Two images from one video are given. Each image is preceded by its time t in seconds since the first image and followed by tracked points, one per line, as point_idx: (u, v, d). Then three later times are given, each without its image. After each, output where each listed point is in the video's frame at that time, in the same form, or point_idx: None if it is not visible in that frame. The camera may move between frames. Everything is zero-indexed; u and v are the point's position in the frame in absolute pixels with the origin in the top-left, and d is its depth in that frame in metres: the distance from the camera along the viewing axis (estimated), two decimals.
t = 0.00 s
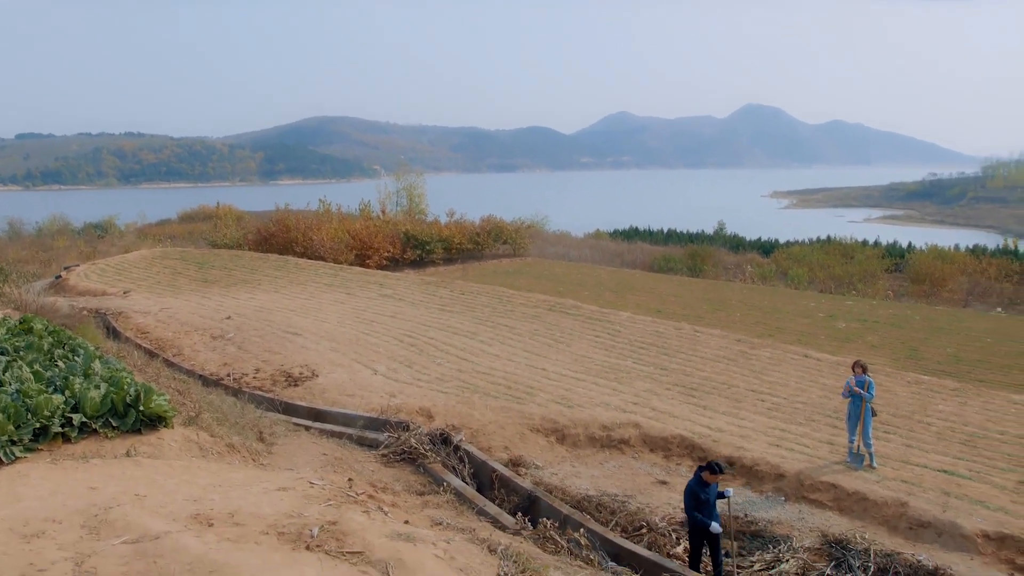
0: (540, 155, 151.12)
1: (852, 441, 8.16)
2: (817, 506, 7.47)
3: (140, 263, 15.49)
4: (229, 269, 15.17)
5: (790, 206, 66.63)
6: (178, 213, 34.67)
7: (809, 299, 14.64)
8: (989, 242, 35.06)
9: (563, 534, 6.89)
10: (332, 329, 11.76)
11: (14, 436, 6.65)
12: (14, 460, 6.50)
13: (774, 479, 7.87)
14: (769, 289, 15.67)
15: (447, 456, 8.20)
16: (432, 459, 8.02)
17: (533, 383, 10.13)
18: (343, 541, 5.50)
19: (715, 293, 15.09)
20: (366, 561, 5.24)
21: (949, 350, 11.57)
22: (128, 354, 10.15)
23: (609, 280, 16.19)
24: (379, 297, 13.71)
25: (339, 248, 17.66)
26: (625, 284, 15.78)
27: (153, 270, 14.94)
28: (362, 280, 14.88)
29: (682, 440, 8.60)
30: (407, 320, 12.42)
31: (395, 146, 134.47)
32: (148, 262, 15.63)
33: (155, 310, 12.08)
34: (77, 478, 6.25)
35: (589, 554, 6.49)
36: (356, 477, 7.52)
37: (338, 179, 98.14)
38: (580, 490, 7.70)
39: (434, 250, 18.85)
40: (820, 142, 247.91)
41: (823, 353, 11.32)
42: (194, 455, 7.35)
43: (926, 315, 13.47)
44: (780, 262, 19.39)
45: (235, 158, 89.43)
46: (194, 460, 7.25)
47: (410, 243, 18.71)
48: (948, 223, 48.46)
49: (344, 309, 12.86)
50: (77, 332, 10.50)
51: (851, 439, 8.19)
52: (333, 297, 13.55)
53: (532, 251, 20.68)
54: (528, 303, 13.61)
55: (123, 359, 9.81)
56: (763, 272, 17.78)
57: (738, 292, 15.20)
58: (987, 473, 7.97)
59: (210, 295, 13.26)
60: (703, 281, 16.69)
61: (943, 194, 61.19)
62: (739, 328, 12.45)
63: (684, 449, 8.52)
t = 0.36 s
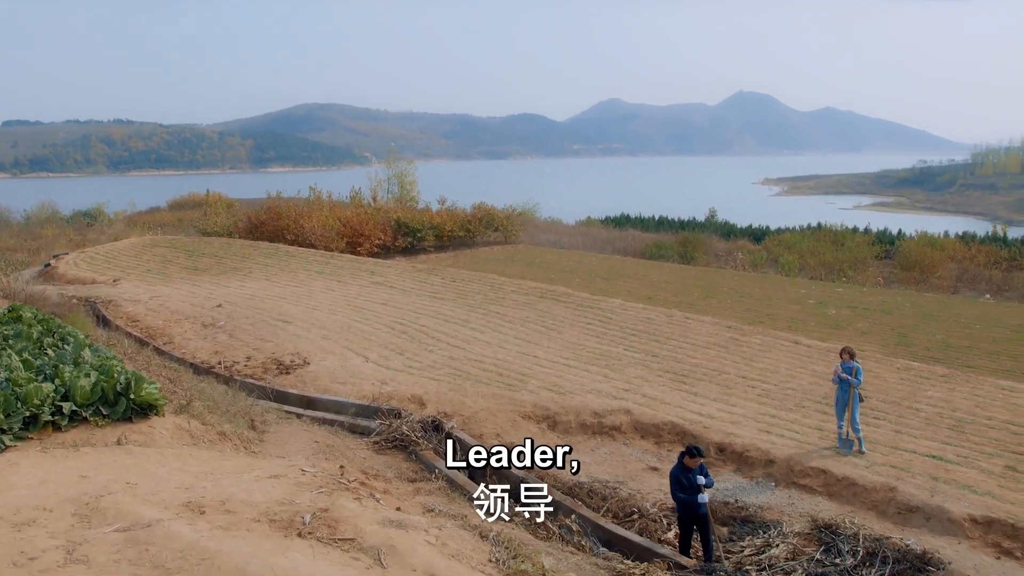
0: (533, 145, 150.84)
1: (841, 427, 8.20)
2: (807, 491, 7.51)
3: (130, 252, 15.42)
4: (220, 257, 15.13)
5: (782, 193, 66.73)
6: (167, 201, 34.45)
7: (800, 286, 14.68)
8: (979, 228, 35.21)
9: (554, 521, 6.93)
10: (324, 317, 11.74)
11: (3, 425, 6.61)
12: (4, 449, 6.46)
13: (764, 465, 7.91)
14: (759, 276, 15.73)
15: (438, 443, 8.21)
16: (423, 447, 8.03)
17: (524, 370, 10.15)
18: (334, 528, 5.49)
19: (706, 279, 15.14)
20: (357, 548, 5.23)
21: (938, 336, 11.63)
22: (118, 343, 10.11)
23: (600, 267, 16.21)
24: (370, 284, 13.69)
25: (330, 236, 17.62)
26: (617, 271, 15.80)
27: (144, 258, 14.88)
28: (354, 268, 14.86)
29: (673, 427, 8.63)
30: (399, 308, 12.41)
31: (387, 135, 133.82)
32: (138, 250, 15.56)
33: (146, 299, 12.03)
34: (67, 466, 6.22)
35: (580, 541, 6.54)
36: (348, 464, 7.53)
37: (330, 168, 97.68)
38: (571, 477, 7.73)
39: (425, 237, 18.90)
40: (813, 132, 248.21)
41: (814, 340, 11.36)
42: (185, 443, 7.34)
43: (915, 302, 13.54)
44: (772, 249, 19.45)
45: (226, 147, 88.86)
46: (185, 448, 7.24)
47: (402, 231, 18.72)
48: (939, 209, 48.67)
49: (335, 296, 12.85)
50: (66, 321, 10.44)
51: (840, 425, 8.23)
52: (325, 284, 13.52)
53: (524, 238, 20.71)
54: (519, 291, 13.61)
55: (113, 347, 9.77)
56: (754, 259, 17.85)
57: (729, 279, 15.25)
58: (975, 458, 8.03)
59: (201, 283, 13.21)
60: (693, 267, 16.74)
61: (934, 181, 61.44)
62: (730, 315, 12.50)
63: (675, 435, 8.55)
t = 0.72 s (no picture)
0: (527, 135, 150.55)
1: (832, 413, 8.24)
2: (798, 477, 7.56)
3: (120, 240, 15.34)
4: (211, 245, 15.08)
5: (775, 180, 66.76)
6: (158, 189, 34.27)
7: (791, 273, 14.72)
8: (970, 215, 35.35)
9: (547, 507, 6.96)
10: (316, 305, 11.72)
11: None
12: None
13: (756, 451, 7.94)
14: (751, 263, 15.76)
15: (432, 430, 8.22)
16: (416, 434, 8.04)
17: (517, 357, 10.16)
18: (327, 515, 5.49)
19: (698, 267, 15.17)
20: (350, 535, 5.24)
21: (929, 323, 11.69)
22: (110, 332, 10.07)
23: (593, 255, 16.22)
24: (363, 272, 13.66)
25: (322, 224, 17.57)
26: (609, 258, 15.81)
27: (135, 246, 14.81)
28: (346, 256, 14.83)
29: (665, 413, 8.66)
30: (391, 296, 12.40)
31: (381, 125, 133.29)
32: (128, 238, 15.49)
33: (137, 287, 11.98)
34: (59, 455, 6.20)
35: (573, 527, 6.59)
36: (341, 452, 7.53)
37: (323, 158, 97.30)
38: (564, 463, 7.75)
39: (417, 226, 18.91)
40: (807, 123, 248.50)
41: (805, 327, 11.40)
42: (178, 431, 7.32)
43: (906, 289, 13.60)
44: (764, 237, 19.50)
45: (218, 135, 88.34)
46: (178, 436, 7.23)
47: (394, 218, 18.71)
48: (930, 197, 48.84)
49: (328, 284, 12.83)
50: (57, 310, 10.38)
51: (831, 412, 8.27)
52: (317, 272, 13.50)
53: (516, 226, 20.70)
54: (512, 278, 13.60)
55: (105, 336, 9.73)
56: (746, 246, 17.92)
57: (721, 266, 15.28)
58: (964, 443, 8.09)
59: (193, 271, 13.17)
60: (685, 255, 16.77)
61: (925, 168, 61.59)
62: (722, 302, 12.54)
63: (668, 422, 8.58)
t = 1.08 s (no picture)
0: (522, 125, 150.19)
1: (824, 399, 8.27)
2: (790, 463, 7.59)
3: (111, 227, 15.26)
4: (203, 232, 15.02)
5: (768, 168, 66.79)
6: (149, 176, 34.09)
7: (784, 260, 14.74)
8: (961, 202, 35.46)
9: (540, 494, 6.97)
10: (308, 292, 11.69)
11: None
12: None
13: (748, 437, 7.97)
14: (743, 250, 15.80)
15: (425, 417, 8.21)
16: (409, 421, 8.04)
17: (510, 344, 10.17)
18: (320, 502, 5.49)
19: (691, 254, 15.18)
20: (343, 522, 5.24)
21: (920, 309, 11.74)
22: (101, 320, 10.03)
23: (586, 242, 16.21)
24: (355, 260, 13.63)
25: (315, 211, 17.52)
26: (602, 245, 15.81)
27: (126, 234, 14.74)
28: (339, 243, 14.80)
29: (657, 400, 8.68)
30: (384, 283, 12.38)
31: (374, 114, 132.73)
32: (120, 226, 15.42)
33: (128, 275, 11.93)
34: (51, 443, 6.18)
35: (565, 512, 6.57)
36: (334, 439, 7.53)
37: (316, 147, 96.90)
38: (557, 449, 7.77)
39: (410, 213, 18.89)
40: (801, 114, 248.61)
41: (798, 314, 11.44)
42: (170, 419, 7.31)
43: (898, 276, 13.64)
44: (756, 224, 19.52)
45: (210, 125, 87.84)
46: (171, 424, 7.21)
47: (386, 206, 18.66)
48: (923, 184, 48.95)
49: (320, 272, 12.80)
50: (47, 298, 10.33)
51: (823, 397, 8.30)
52: (309, 260, 13.46)
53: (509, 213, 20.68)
54: (505, 266, 13.58)
55: (96, 324, 9.69)
56: (738, 233, 17.95)
57: (713, 253, 15.30)
58: (954, 429, 8.14)
59: (185, 259, 13.12)
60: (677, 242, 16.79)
61: (917, 155, 61.71)
62: (714, 289, 12.57)
63: (660, 408, 8.61)
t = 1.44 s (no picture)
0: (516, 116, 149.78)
1: (816, 386, 8.30)
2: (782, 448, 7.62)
3: (102, 215, 15.19)
4: (195, 220, 14.96)
5: (762, 155, 66.75)
6: (140, 164, 33.89)
7: (777, 247, 14.75)
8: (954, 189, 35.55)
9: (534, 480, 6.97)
10: (301, 280, 11.66)
11: None
12: None
13: (741, 424, 8.00)
14: (735, 237, 15.83)
15: (418, 405, 8.23)
16: (403, 408, 8.05)
17: (503, 332, 10.17)
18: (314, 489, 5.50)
19: (685, 241, 15.19)
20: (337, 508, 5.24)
21: (912, 296, 11.78)
22: (93, 308, 9.99)
23: (579, 229, 16.20)
24: (348, 247, 13.60)
25: (307, 199, 17.48)
26: (594, 232, 15.80)
27: (117, 222, 14.67)
28: (331, 231, 14.77)
29: (650, 387, 8.71)
30: (377, 271, 12.35)
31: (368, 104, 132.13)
32: (111, 213, 15.35)
33: (120, 263, 11.88)
34: (44, 431, 6.17)
35: (559, 498, 6.61)
36: (328, 426, 7.53)
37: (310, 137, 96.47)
38: (551, 436, 7.79)
39: (403, 200, 18.87)
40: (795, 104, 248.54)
41: (790, 301, 11.46)
42: (164, 408, 7.30)
43: (890, 263, 13.67)
44: (749, 211, 19.53)
45: (202, 113, 87.29)
46: (164, 412, 7.20)
47: (379, 193, 18.61)
48: (917, 171, 48.98)
49: (313, 259, 12.77)
50: (39, 286, 10.28)
51: (815, 384, 8.31)
52: (302, 248, 13.42)
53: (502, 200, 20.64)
54: (498, 253, 13.56)
55: (88, 312, 9.65)
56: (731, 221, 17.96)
57: (706, 240, 15.32)
58: (945, 414, 8.18)
59: (177, 247, 13.07)
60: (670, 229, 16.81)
61: (910, 143, 61.75)
62: (707, 276, 12.58)
63: (653, 395, 8.63)
